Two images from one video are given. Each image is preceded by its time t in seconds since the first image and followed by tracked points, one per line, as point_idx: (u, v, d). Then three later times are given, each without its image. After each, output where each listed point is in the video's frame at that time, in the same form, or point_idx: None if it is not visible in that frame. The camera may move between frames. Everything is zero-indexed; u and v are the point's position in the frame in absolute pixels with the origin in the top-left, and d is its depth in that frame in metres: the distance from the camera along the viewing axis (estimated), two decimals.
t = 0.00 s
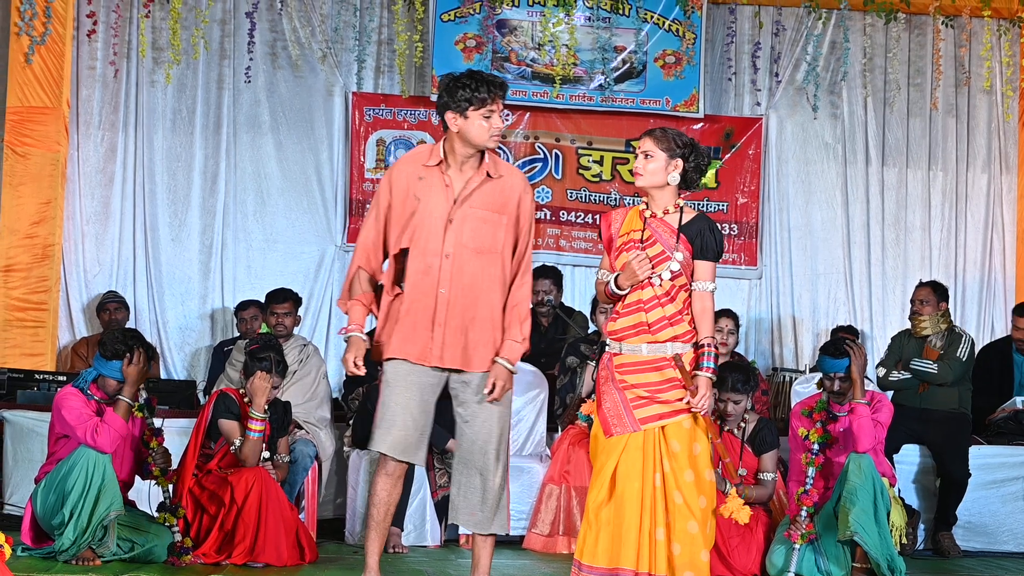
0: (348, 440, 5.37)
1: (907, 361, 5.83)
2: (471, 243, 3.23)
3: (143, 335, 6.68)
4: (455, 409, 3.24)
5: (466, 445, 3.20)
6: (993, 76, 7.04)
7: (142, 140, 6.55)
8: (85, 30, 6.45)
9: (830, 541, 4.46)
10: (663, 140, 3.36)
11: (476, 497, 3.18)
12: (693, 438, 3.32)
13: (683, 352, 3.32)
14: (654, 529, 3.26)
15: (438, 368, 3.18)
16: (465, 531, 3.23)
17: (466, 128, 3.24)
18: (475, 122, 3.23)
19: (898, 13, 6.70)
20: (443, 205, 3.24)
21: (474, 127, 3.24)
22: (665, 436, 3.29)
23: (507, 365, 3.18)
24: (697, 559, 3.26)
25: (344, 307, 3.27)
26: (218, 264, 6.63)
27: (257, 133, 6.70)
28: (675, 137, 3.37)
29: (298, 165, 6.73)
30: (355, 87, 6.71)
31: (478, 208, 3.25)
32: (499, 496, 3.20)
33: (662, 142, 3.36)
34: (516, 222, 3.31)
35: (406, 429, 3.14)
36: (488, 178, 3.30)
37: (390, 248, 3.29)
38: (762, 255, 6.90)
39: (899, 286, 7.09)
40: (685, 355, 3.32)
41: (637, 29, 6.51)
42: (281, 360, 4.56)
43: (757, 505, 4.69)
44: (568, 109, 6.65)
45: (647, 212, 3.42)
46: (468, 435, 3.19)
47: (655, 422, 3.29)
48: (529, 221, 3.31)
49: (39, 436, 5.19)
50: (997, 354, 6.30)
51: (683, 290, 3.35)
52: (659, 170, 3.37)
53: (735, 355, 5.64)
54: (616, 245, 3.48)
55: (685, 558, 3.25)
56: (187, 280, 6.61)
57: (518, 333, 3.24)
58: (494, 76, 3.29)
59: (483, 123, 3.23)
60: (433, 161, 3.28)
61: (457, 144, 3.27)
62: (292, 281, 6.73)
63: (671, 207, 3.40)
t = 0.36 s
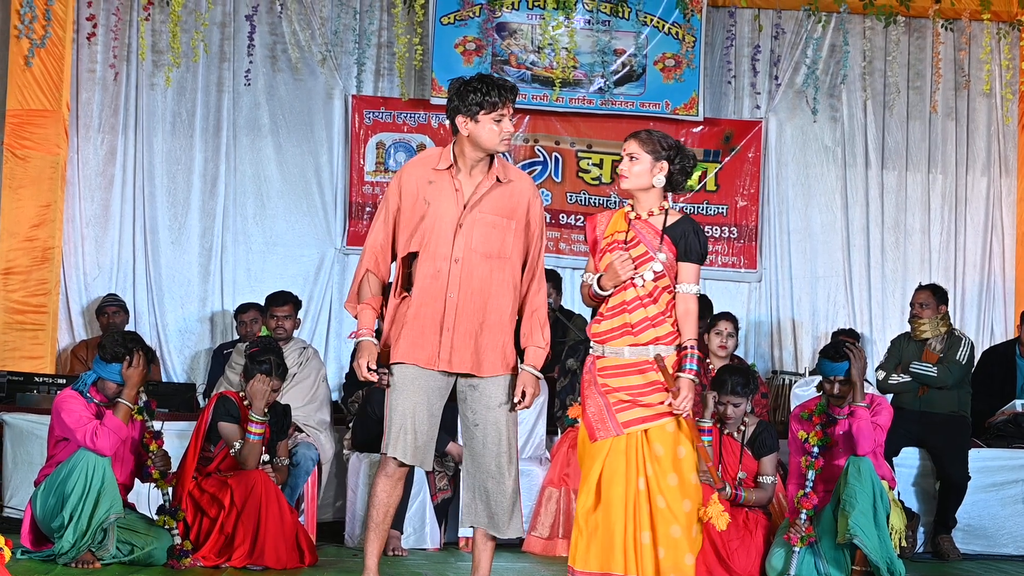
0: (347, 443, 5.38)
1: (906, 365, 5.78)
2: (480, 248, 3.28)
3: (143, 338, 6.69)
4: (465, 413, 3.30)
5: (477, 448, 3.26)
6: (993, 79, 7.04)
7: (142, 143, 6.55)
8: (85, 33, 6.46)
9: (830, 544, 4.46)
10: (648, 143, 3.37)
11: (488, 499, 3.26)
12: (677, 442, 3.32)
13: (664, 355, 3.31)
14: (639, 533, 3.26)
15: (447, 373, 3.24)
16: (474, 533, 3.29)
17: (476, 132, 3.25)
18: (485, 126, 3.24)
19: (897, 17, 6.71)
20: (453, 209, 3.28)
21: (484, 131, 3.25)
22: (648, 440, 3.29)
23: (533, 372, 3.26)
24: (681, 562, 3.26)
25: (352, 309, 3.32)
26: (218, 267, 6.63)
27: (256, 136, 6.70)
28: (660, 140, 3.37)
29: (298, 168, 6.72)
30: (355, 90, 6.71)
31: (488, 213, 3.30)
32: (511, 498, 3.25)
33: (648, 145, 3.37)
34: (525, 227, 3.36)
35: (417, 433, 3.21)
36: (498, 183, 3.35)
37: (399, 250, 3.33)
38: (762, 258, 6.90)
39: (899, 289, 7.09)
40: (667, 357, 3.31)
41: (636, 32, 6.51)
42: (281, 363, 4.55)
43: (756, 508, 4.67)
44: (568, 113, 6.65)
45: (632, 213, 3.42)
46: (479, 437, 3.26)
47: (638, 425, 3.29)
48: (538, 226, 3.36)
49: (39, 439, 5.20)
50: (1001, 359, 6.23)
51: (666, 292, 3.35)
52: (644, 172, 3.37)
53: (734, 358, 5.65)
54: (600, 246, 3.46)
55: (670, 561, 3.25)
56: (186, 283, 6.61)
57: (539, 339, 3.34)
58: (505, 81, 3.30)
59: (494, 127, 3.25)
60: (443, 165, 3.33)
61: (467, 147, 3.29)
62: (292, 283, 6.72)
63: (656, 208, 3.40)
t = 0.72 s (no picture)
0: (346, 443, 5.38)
1: (905, 364, 5.79)
2: (483, 247, 3.28)
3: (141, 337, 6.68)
4: (464, 412, 3.30)
5: (474, 448, 3.27)
6: (991, 79, 7.04)
7: (140, 143, 6.55)
8: (83, 32, 6.45)
9: (828, 544, 4.47)
10: (632, 142, 3.36)
11: (483, 500, 3.24)
12: (662, 440, 3.29)
13: (647, 353, 3.30)
14: (623, 532, 3.24)
15: (449, 372, 3.25)
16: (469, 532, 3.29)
17: (477, 131, 3.25)
18: (487, 125, 3.24)
19: (896, 16, 6.71)
20: (456, 209, 3.28)
21: (485, 131, 3.24)
22: (631, 438, 3.28)
23: (527, 370, 3.26)
24: (666, 561, 3.22)
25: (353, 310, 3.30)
26: (216, 267, 6.62)
27: (255, 136, 6.69)
28: (644, 139, 3.38)
29: (296, 167, 6.72)
30: (353, 89, 6.71)
31: (490, 213, 3.30)
32: (506, 500, 3.26)
33: (632, 144, 3.37)
34: (526, 226, 3.37)
35: (418, 433, 3.21)
36: (500, 182, 3.35)
37: (401, 250, 3.33)
38: (760, 258, 6.91)
39: (897, 288, 7.09)
40: (649, 355, 3.30)
41: (635, 32, 6.52)
42: (279, 362, 4.52)
43: (755, 507, 4.69)
44: (566, 112, 6.64)
45: (615, 212, 3.44)
46: (478, 436, 3.26)
47: (621, 423, 3.27)
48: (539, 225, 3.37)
49: (37, 439, 5.19)
50: (995, 357, 6.28)
51: (649, 290, 3.34)
52: (628, 171, 3.38)
53: (733, 358, 5.64)
54: (584, 245, 3.49)
55: (654, 560, 3.22)
56: (184, 282, 6.60)
57: (534, 337, 3.34)
58: (508, 79, 3.28)
59: (495, 127, 3.24)
60: (445, 165, 3.32)
61: (468, 147, 3.29)
62: (291, 283, 6.72)
63: (639, 207, 3.41)
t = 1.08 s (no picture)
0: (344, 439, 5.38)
1: (904, 361, 5.81)
2: (486, 243, 3.28)
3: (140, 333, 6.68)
4: (464, 408, 3.30)
5: (475, 444, 3.27)
6: (990, 75, 7.05)
7: (139, 139, 6.54)
8: (82, 29, 6.45)
9: (826, 542, 4.47)
10: (621, 139, 3.35)
11: (485, 496, 3.25)
12: (649, 437, 3.27)
13: (635, 350, 3.30)
14: (609, 530, 3.21)
15: (451, 367, 3.24)
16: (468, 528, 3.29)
17: (479, 127, 3.25)
18: (489, 121, 3.24)
19: (895, 13, 6.71)
20: (459, 204, 3.28)
21: (486, 127, 3.24)
22: (618, 434, 3.24)
23: (530, 365, 3.29)
24: (652, 558, 3.20)
25: (355, 306, 3.28)
26: (215, 264, 6.61)
27: (254, 132, 6.69)
28: (633, 137, 3.36)
29: (295, 163, 6.71)
30: (352, 86, 6.71)
31: (493, 208, 3.30)
32: (506, 496, 3.27)
33: (621, 141, 3.35)
34: (527, 222, 3.38)
35: (420, 430, 3.21)
36: (502, 178, 3.35)
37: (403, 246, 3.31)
38: (759, 254, 6.90)
39: (896, 285, 7.09)
40: (637, 353, 3.30)
41: (634, 28, 6.51)
42: (277, 359, 4.53)
43: (754, 504, 4.70)
44: (565, 108, 6.64)
45: (602, 211, 3.42)
46: (478, 433, 3.26)
47: (607, 419, 3.25)
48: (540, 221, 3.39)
49: (35, 435, 5.19)
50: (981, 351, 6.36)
51: (637, 289, 3.33)
52: (616, 168, 3.36)
53: (732, 354, 5.64)
54: (571, 244, 3.47)
55: (641, 557, 3.19)
56: (183, 279, 6.60)
57: (537, 333, 3.36)
58: (509, 76, 3.27)
59: (496, 123, 3.24)
60: (447, 160, 3.31)
61: (469, 142, 3.29)
62: (289, 279, 6.71)
63: (626, 206, 3.40)
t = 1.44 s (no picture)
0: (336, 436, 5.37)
1: (895, 358, 5.84)
2: (481, 240, 3.28)
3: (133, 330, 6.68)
4: (458, 406, 3.29)
5: (469, 441, 3.26)
6: (982, 72, 7.06)
7: (131, 136, 6.53)
8: (73, 26, 6.46)
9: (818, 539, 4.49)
10: (607, 134, 3.35)
11: (480, 494, 3.24)
12: (630, 427, 3.24)
13: (623, 343, 3.29)
14: (584, 519, 3.20)
15: (446, 364, 3.23)
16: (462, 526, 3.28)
17: (475, 123, 3.24)
18: (484, 118, 3.23)
19: (887, 10, 6.71)
20: (456, 202, 3.27)
21: (482, 124, 3.24)
22: (599, 424, 3.24)
23: (526, 363, 3.28)
24: (626, 548, 3.17)
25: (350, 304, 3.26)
26: (207, 261, 6.61)
27: (246, 129, 6.68)
28: (619, 133, 3.36)
29: (287, 160, 6.71)
30: (344, 83, 6.70)
31: (488, 206, 3.30)
32: (502, 493, 3.26)
33: (607, 136, 3.35)
34: (521, 220, 3.38)
35: (415, 427, 3.20)
36: (497, 176, 3.35)
37: (398, 244, 3.29)
38: (752, 251, 6.91)
39: (888, 282, 7.10)
40: (626, 345, 3.29)
41: (626, 25, 6.51)
42: (270, 356, 4.54)
43: (746, 502, 4.71)
44: (557, 105, 6.63)
45: (588, 205, 3.41)
46: (473, 431, 3.26)
47: (593, 410, 3.25)
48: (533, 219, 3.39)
49: (28, 432, 5.19)
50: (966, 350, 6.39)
51: (624, 284, 3.31)
52: (602, 163, 3.35)
53: (724, 351, 5.63)
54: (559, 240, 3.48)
55: (610, 548, 3.17)
56: (175, 276, 6.59)
57: (532, 331, 3.35)
58: (506, 73, 3.28)
59: (492, 119, 3.24)
60: (443, 157, 3.30)
61: (465, 140, 3.28)
62: (281, 276, 6.71)
63: (613, 200, 3.38)
